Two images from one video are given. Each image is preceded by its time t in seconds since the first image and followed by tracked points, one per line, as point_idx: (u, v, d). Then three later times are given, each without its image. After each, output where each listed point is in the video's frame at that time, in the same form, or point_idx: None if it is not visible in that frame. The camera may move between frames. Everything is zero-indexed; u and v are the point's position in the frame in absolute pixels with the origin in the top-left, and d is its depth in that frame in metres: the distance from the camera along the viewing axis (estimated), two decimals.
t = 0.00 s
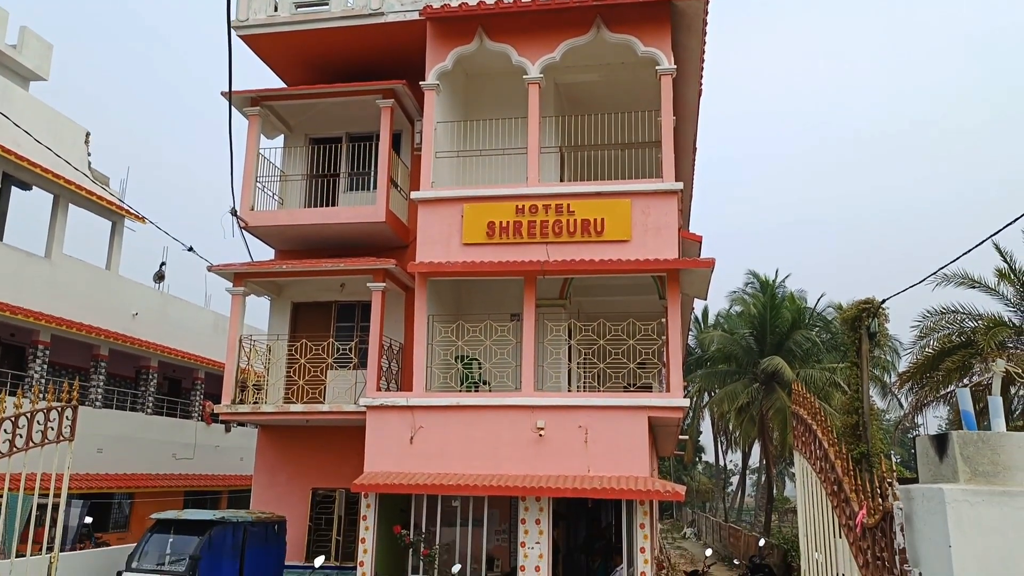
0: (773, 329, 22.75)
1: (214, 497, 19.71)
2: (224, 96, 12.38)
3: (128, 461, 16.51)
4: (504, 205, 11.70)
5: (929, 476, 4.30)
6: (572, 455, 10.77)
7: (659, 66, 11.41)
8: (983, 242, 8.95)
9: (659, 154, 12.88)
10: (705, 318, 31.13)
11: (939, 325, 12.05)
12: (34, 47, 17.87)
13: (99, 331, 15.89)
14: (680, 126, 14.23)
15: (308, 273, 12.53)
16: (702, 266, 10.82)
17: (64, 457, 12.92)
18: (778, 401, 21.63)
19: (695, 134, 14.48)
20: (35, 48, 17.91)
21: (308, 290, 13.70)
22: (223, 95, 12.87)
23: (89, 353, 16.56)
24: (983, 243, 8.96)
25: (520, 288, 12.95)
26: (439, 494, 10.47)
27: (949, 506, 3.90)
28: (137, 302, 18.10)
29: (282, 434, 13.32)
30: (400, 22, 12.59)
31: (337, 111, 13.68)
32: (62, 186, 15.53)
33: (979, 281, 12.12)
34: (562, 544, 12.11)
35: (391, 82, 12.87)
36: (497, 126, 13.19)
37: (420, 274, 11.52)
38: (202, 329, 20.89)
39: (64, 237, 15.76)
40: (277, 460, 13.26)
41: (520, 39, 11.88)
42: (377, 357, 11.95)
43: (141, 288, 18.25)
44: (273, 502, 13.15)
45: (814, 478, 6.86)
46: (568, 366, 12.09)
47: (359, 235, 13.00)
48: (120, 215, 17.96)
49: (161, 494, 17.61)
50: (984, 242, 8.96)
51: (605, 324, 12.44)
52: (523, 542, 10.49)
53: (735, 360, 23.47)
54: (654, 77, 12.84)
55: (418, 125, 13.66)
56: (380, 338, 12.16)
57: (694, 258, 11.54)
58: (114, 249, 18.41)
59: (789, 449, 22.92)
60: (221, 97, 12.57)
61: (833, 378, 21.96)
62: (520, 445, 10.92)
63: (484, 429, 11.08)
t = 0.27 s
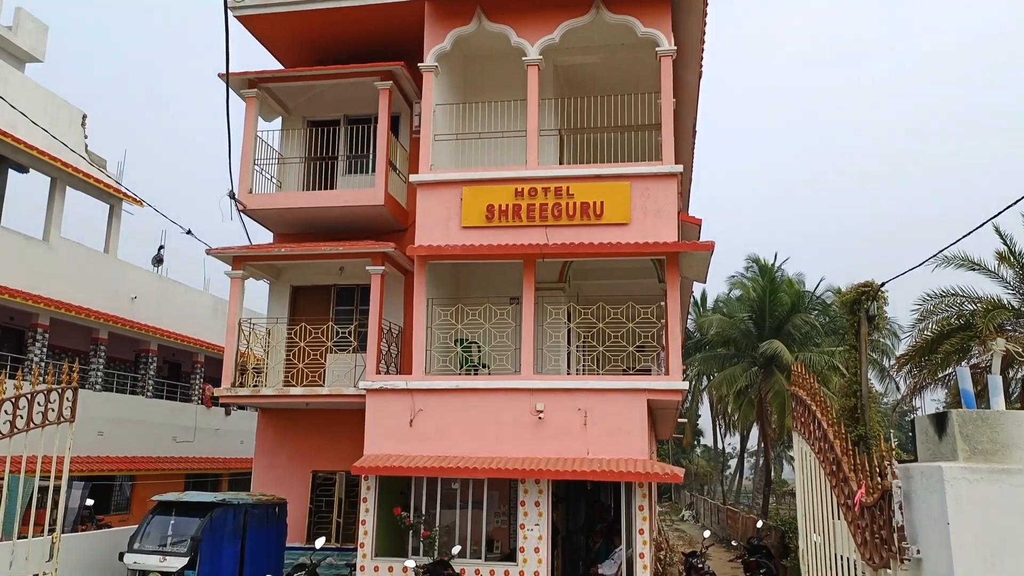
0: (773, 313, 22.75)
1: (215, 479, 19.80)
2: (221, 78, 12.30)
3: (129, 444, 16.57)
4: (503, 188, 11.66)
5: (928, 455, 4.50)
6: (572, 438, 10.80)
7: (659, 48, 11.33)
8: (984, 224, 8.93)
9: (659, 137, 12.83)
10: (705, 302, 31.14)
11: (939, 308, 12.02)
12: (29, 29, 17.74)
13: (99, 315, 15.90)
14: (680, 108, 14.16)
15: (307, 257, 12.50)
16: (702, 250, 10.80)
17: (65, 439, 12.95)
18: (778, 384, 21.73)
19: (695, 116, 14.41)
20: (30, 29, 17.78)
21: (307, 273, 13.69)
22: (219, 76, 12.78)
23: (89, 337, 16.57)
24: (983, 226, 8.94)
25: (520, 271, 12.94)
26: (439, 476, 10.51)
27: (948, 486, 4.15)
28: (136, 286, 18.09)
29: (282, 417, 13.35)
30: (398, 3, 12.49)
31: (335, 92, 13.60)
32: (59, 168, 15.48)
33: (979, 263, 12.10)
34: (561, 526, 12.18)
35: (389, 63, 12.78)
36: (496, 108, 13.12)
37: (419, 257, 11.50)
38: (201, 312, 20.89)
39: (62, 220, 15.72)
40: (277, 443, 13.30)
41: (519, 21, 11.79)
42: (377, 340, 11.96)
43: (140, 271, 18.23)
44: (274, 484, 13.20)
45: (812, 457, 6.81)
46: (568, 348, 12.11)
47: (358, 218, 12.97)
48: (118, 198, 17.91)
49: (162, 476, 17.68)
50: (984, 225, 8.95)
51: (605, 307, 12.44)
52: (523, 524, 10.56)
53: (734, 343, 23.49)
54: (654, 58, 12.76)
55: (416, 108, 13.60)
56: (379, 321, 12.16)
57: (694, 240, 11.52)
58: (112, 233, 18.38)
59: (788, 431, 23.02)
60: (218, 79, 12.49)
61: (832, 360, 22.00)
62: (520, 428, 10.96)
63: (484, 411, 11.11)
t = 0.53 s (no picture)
0: (772, 296, 22.76)
1: (216, 461, 19.89)
2: (219, 59, 12.23)
3: (130, 427, 16.64)
4: (503, 170, 11.62)
5: (928, 435, 4.33)
6: (571, 419, 10.84)
7: (660, 28, 11.25)
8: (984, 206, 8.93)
9: (659, 118, 12.76)
10: (705, 286, 31.14)
11: (939, 290, 12.03)
12: (25, 9, 17.60)
13: (99, 297, 15.92)
14: (680, 89, 14.09)
15: (306, 239, 12.48)
16: (702, 231, 10.79)
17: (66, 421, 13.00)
18: (778, 367, 21.74)
19: (695, 98, 14.35)
20: (26, 9, 17.64)
21: (307, 256, 13.67)
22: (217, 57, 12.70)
23: (89, 319, 16.57)
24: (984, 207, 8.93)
25: (520, 253, 12.92)
26: (439, 457, 10.56)
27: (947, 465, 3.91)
28: (135, 268, 18.08)
29: (283, 399, 13.39)
30: None
31: (333, 74, 13.52)
32: (56, 150, 15.42)
33: (981, 245, 12.08)
34: (561, 507, 12.24)
35: (388, 44, 12.70)
36: (496, 89, 13.05)
37: (419, 240, 11.48)
38: (200, 295, 20.89)
39: (60, 203, 15.68)
40: (278, 425, 13.34)
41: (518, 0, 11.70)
42: (377, 323, 11.97)
43: (139, 254, 18.21)
44: (275, 466, 13.25)
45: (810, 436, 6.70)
46: (568, 331, 12.12)
47: (357, 200, 12.94)
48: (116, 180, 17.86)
49: (164, 457, 17.76)
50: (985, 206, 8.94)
51: (605, 290, 12.44)
52: (522, 505, 10.63)
53: (733, 326, 23.51)
54: (655, 39, 12.67)
55: (416, 89, 13.52)
56: (379, 303, 12.16)
57: (694, 222, 11.50)
58: (111, 215, 18.34)
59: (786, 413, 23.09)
60: (216, 60, 12.41)
61: (831, 343, 22.03)
62: (520, 410, 10.99)
63: (483, 393, 11.14)
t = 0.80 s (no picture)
0: (772, 281, 22.75)
1: (217, 445, 19.97)
2: (218, 42, 12.16)
3: (132, 412, 16.69)
4: (503, 155, 11.59)
5: (928, 418, 4.22)
6: (571, 404, 10.87)
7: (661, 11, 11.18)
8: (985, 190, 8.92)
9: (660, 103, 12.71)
10: (704, 271, 31.12)
11: (940, 274, 12.03)
12: None
13: (99, 282, 15.92)
14: (681, 73, 14.03)
15: (306, 224, 12.46)
16: (702, 216, 10.76)
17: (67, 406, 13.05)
18: (777, 352, 21.71)
19: (696, 82, 14.28)
20: None
21: (306, 241, 13.66)
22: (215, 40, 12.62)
23: (89, 304, 16.59)
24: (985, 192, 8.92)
25: (520, 238, 12.89)
26: (440, 442, 10.61)
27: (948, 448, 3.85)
28: (135, 254, 18.07)
29: (283, 384, 13.42)
30: None
31: (333, 57, 13.45)
32: (55, 135, 15.37)
33: (982, 229, 12.06)
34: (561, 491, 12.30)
35: (387, 28, 12.63)
36: (496, 73, 12.98)
37: (419, 225, 11.47)
38: (200, 280, 20.88)
39: (60, 187, 15.65)
40: (279, 409, 13.38)
41: None
42: (377, 308, 11.97)
43: (139, 239, 18.19)
44: (276, 450, 13.30)
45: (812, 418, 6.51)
46: (568, 315, 12.13)
47: (357, 185, 12.91)
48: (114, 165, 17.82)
49: (165, 442, 17.84)
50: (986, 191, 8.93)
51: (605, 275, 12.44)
52: (522, 489, 10.68)
53: (733, 311, 23.52)
54: (655, 22, 12.60)
55: (415, 73, 13.46)
56: (379, 288, 12.16)
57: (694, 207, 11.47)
58: (110, 200, 18.30)
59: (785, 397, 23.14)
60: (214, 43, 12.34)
61: (831, 328, 22.05)
62: (520, 394, 11.02)
63: (484, 377, 11.17)
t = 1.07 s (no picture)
0: (772, 260, 22.71)
1: (218, 424, 20.07)
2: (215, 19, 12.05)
3: (133, 390, 16.74)
4: (503, 133, 11.52)
5: (928, 394, 4.09)
6: (571, 382, 10.90)
7: None
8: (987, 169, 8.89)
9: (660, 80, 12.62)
10: (704, 251, 31.06)
11: (940, 253, 12.04)
12: None
13: (99, 261, 15.91)
14: (682, 50, 13.91)
15: (305, 202, 12.42)
16: (703, 194, 10.72)
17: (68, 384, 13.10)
18: (777, 331, 21.74)
19: (697, 60, 14.17)
20: None
21: (306, 219, 13.63)
22: (213, 17, 12.51)
23: (89, 284, 16.60)
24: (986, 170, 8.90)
25: (520, 217, 12.85)
26: (440, 420, 10.65)
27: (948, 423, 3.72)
28: (134, 233, 18.03)
29: (284, 362, 13.45)
30: None
31: (331, 34, 13.33)
32: (52, 112, 15.28)
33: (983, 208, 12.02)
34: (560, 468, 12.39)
35: (386, 4, 12.50)
36: (496, 50, 12.87)
37: (419, 203, 11.43)
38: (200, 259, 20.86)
39: (58, 166, 15.59)
40: (280, 388, 13.42)
41: None
42: (377, 287, 11.96)
43: (138, 218, 18.15)
44: (277, 428, 13.36)
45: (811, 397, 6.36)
46: (568, 294, 12.13)
47: (356, 164, 12.85)
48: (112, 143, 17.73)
49: (167, 420, 17.92)
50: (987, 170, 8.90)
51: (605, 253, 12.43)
52: (522, 466, 10.75)
53: (733, 291, 23.52)
54: None
55: (414, 50, 13.35)
56: (379, 268, 12.14)
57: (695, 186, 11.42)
58: (108, 178, 18.23)
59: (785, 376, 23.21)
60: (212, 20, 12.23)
61: (831, 307, 22.06)
62: (520, 373, 11.05)
63: (484, 356, 11.19)
